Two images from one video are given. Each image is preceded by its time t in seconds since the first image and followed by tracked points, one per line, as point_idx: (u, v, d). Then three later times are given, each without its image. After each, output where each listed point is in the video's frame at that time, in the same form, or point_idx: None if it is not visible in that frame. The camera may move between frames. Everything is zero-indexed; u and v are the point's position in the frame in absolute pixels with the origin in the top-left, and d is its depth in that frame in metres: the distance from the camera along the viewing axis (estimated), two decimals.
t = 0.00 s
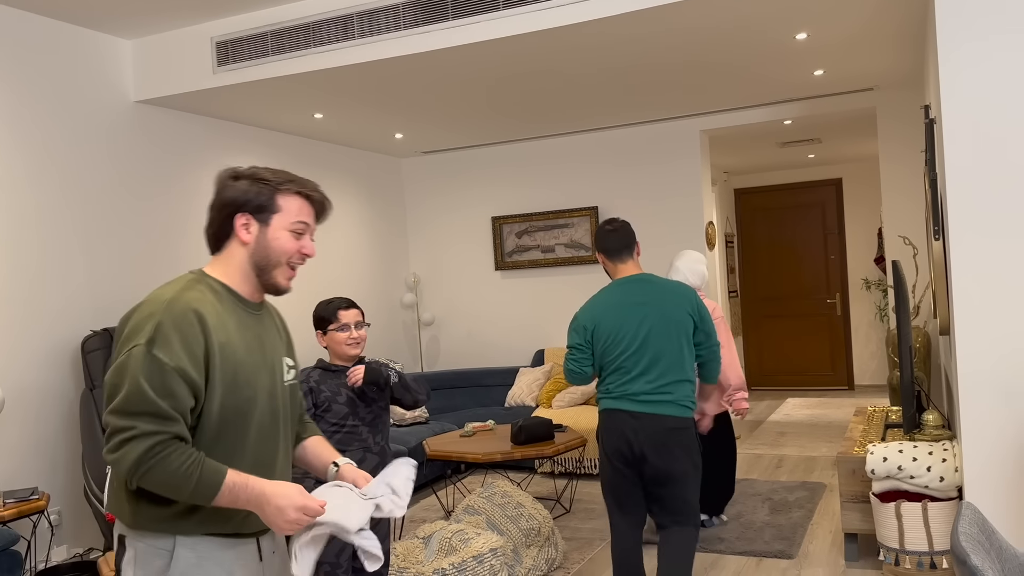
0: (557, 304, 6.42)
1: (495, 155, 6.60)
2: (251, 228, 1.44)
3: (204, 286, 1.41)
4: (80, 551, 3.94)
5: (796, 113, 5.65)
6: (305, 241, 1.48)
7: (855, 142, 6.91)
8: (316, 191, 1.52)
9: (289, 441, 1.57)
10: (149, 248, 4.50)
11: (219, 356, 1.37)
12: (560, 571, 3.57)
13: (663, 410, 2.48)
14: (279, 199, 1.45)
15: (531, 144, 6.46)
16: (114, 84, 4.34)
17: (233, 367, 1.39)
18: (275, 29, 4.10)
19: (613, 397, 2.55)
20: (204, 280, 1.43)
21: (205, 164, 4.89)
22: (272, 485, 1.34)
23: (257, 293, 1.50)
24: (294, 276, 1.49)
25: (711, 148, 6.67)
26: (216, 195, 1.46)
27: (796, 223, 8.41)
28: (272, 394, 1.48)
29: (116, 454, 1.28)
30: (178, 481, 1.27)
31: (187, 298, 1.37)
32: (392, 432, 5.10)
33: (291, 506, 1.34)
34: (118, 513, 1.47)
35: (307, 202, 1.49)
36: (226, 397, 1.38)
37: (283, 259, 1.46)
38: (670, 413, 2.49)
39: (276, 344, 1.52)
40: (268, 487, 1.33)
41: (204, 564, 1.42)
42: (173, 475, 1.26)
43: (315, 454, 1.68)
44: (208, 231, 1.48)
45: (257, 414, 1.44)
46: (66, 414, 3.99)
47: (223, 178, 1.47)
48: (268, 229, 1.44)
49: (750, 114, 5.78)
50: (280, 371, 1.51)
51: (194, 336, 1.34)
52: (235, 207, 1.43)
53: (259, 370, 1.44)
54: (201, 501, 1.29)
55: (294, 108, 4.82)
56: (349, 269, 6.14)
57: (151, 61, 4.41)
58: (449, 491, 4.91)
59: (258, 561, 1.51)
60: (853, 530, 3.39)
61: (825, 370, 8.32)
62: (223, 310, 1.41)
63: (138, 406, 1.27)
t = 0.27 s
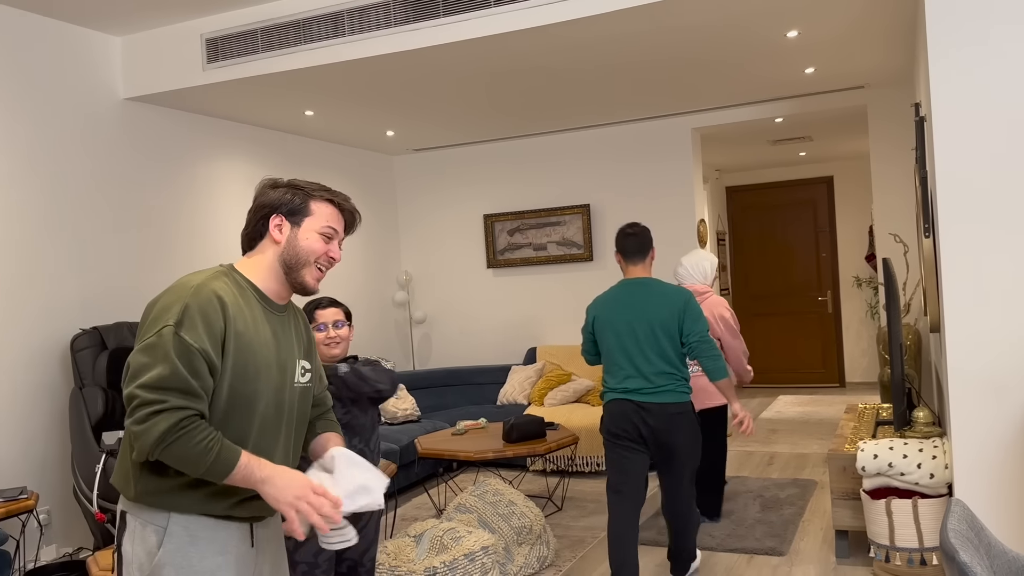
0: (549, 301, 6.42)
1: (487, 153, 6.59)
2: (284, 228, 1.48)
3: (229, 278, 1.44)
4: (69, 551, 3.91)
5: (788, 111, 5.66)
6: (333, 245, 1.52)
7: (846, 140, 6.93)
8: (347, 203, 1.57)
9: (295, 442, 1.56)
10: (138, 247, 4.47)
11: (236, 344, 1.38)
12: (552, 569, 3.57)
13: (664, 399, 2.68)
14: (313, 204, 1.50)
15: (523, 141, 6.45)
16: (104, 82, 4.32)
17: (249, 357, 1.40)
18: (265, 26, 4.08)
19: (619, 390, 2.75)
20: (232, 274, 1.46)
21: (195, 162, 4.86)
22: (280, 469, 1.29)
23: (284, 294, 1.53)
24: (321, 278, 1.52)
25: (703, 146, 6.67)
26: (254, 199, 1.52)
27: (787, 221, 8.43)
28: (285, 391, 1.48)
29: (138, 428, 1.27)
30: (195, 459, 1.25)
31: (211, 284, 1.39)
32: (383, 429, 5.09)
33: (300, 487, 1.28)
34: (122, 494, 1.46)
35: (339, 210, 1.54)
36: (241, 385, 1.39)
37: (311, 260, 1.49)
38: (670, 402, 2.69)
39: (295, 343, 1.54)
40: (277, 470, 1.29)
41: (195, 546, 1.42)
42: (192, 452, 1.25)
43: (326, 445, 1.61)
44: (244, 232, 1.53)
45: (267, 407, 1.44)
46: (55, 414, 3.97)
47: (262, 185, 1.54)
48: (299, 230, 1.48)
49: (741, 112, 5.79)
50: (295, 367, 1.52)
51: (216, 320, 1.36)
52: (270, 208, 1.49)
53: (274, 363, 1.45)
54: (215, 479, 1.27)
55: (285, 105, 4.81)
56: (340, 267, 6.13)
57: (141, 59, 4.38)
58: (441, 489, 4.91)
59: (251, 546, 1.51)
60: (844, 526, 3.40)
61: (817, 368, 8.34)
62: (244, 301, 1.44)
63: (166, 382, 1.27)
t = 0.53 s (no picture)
0: (544, 300, 6.42)
1: (482, 151, 6.58)
2: (283, 229, 1.51)
3: (228, 277, 1.47)
4: (63, 550, 3.90)
5: (782, 110, 5.67)
6: (332, 244, 1.55)
7: (841, 139, 6.94)
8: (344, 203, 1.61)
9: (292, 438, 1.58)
10: (132, 245, 4.45)
11: (233, 344, 1.41)
12: (546, 567, 3.56)
13: (672, 379, 3.23)
14: (310, 204, 1.53)
15: (518, 140, 6.45)
16: (97, 80, 4.30)
17: (245, 357, 1.43)
18: (259, 24, 4.06)
19: (634, 373, 3.28)
20: (231, 273, 1.49)
21: (188, 160, 4.84)
22: (262, 479, 1.37)
23: (283, 293, 1.55)
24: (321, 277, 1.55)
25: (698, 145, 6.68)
26: (252, 200, 1.54)
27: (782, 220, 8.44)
28: (280, 390, 1.50)
29: (130, 424, 1.30)
30: (181, 460, 1.29)
31: (210, 284, 1.42)
32: (378, 428, 5.08)
33: (277, 503, 1.36)
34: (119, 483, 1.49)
35: (336, 209, 1.57)
36: (236, 384, 1.42)
37: (311, 260, 1.52)
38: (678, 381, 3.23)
39: (292, 342, 1.56)
40: (259, 481, 1.36)
41: (188, 538, 1.44)
42: (180, 453, 1.29)
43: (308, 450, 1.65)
44: (242, 234, 1.55)
45: (262, 407, 1.46)
46: (48, 413, 3.95)
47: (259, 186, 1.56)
48: (299, 230, 1.51)
49: (736, 111, 5.80)
50: (291, 367, 1.54)
51: (213, 320, 1.38)
52: (268, 209, 1.51)
53: (270, 363, 1.48)
54: (198, 482, 1.31)
55: (279, 103, 4.79)
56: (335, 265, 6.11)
57: (134, 56, 4.36)
58: (436, 488, 4.90)
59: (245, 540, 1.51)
60: (837, 525, 3.41)
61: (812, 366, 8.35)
62: (242, 301, 1.46)
63: (161, 380, 1.30)
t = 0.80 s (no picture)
0: (541, 299, 6.41)
1: (478, 150, 6.58)
2: (268, 225, 1.50)
3: (205, 272, 1.46)
4: (58, 549, 3.89)
5: (779, 109, 5.67)
6: (311, 237, 1.57)
7: (837, 138, 6.95)
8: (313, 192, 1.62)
9: (284, 428, 1.58)
10: (127, 243, 4.44)
11: (217, 338, 1.40)
12: (543, 566, 3.56)
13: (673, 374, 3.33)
14: (291, 197, 1.53)
15: (514, 139, 6.44)
16: (93, 79, 4.29)
17: (231, 349, 1.42)
18: (255, 22, 4.05)
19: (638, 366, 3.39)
20: (207, 268, 1.47)
21: (184, 159, 4.83)
22: (258, 470, 1.35)
23: (263, 287, 1.55)
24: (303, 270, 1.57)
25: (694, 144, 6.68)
26: (227, 195, 1.50)
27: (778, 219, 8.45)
28: (268, 380, 1.50)
29: (117, 427, 1.30)
30: (175, 456, 1.29)
31: (188, 280, 1.41)
32: (374, 427, 5.08)
33: (275, 495, 1.33)
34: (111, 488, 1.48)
35: (311, 201, 1.58)
36: (223, 377, 1.41)
37: (296, 254, 1.54)
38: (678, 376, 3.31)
39: (277, 332, 1.56)
40: (256, 473, 1.34)
41: (183, 539, 1.43)
42: (172, 451, 1.28)
43: (297, 438, 1.63)
44: (216, 229, 1.51)
45: (251, 399, 1.46)
46: (44, 411, 3.94)
47: (230, 179, 1.53)
48: (284, 226, 1.52)
49: (732, 110, 5.80)
50: (278, 357, 1.54)
51: (194, 315, 1.37)
52: (251, 205, 1.49)
53: (256, 354, 1.47)
54: (194, 478, 1.30)
55: (276, 103, 4.79)
56: (331, 265, 6.11)
57: (131, 55, 4.35)
58: (432, 487, 4.90)
59: (240, 537, 1.51)
60: (833, 523, 3.41)
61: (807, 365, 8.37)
62: (224, 295, 1.45)
63: (144, 379, 1.30)
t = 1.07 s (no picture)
0: (538, 298, 6.42)
1: (476, 149, 6.57)
2: (239, 220, 1.47)
3: (171, 274, 1.42)
4: (56, 548, 3.89)
5: (776, 108, 5.68)
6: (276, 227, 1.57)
7: (834, 137, 6.96)
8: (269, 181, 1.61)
9: (268, 423, 1.58)
10: (124, 241, 4.43)
11: (192, 343, 1.38)
12: (541, 564, 3.56)
13: (675, 361, 3.73)
14: (256, 188, 1.50)
15: (512, 137, 6.44)
16: (90, 76, 4.28)
17: (207, 353, 1.40)
18: (252, 20, 4.04)
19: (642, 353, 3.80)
20: (172, 270, 1.44)
21: (182, 157, 4.83)
22: (249, 472, 1.35)
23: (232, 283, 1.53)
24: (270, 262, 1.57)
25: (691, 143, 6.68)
26: (192, 190, 1.44)
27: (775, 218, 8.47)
28: (247, 378, 1.49)
29: (97, 445, 1.28)
30: (161, 469, 1.27)
31: (154, 286, 1.38)
32: (372, 425, 5.08)
33: (274, 498, 1.35)
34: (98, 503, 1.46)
35: (272, 190, 1.57)
36: (202, 381, 1.40)
37: (267, 247, 1.53)
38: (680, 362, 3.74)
39: (250, 327, 1.54)
40: (248, 477, 1.34)
41: (181, 544, 1.43)
42: (158, 462, 1.27)
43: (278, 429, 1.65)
44: (182, 227, 1.45)
45: (230, 399, 1.45)
46: (42, 408, 3.94)
47: (190, 173, 1.47)
48: (255, 219, 1.50)
49: (730, 109, 5.81)
50: (253, 353, 1.52)
51: (166, 323, 1.35)
52: (221, 201, 1.45)
53: (231, 354, 1.46)
54: (184, 488, 1.30)
55: (274, 101, 4.79)
56: (328, 263, 6.11)
57: (128, 54, 4.34)
58: (430, 485, 4.90)
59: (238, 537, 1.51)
60: (830, 521, 3.42)
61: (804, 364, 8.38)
62: (194, 298, 1.43)
63: (119, 394, 1.28)
